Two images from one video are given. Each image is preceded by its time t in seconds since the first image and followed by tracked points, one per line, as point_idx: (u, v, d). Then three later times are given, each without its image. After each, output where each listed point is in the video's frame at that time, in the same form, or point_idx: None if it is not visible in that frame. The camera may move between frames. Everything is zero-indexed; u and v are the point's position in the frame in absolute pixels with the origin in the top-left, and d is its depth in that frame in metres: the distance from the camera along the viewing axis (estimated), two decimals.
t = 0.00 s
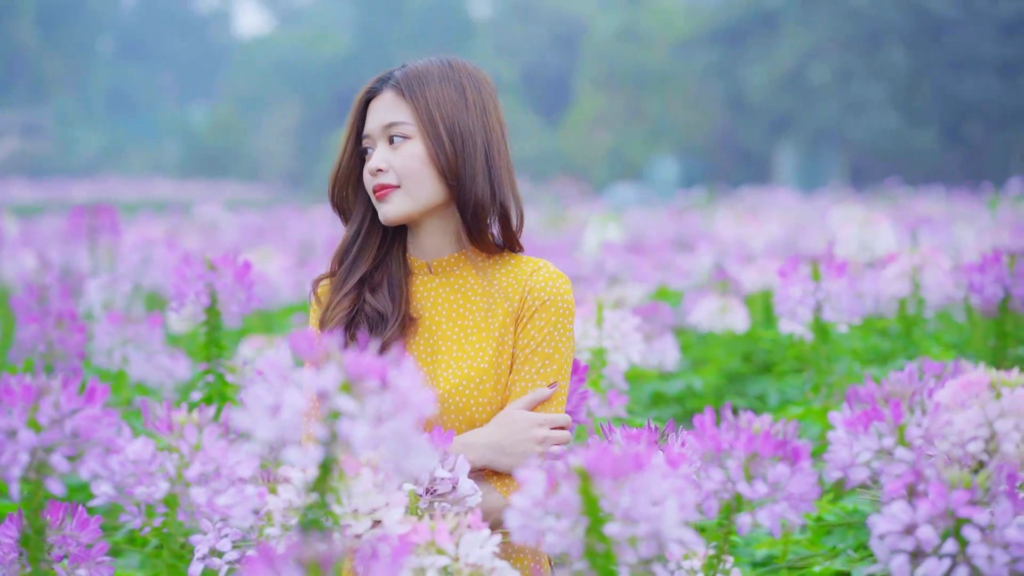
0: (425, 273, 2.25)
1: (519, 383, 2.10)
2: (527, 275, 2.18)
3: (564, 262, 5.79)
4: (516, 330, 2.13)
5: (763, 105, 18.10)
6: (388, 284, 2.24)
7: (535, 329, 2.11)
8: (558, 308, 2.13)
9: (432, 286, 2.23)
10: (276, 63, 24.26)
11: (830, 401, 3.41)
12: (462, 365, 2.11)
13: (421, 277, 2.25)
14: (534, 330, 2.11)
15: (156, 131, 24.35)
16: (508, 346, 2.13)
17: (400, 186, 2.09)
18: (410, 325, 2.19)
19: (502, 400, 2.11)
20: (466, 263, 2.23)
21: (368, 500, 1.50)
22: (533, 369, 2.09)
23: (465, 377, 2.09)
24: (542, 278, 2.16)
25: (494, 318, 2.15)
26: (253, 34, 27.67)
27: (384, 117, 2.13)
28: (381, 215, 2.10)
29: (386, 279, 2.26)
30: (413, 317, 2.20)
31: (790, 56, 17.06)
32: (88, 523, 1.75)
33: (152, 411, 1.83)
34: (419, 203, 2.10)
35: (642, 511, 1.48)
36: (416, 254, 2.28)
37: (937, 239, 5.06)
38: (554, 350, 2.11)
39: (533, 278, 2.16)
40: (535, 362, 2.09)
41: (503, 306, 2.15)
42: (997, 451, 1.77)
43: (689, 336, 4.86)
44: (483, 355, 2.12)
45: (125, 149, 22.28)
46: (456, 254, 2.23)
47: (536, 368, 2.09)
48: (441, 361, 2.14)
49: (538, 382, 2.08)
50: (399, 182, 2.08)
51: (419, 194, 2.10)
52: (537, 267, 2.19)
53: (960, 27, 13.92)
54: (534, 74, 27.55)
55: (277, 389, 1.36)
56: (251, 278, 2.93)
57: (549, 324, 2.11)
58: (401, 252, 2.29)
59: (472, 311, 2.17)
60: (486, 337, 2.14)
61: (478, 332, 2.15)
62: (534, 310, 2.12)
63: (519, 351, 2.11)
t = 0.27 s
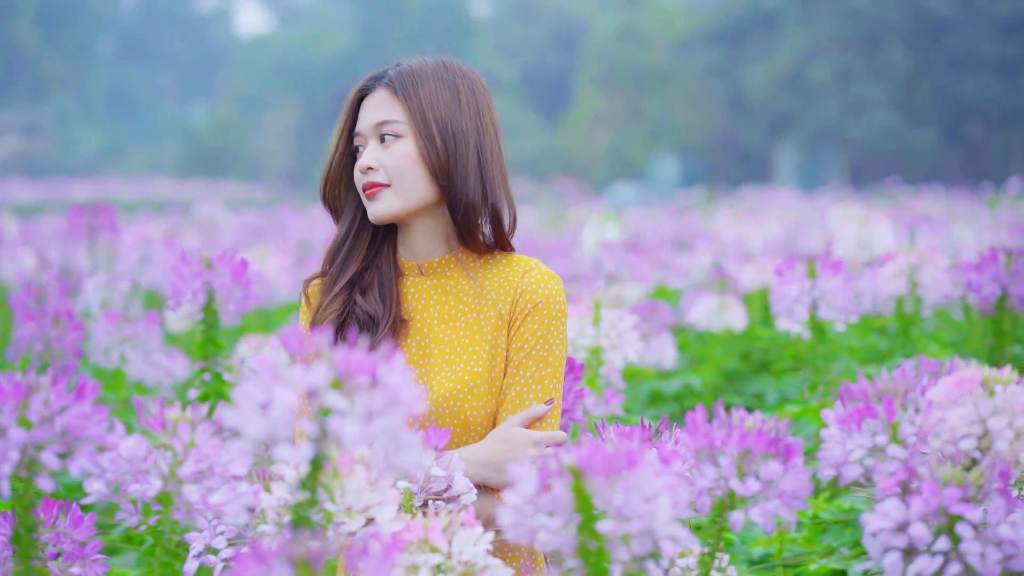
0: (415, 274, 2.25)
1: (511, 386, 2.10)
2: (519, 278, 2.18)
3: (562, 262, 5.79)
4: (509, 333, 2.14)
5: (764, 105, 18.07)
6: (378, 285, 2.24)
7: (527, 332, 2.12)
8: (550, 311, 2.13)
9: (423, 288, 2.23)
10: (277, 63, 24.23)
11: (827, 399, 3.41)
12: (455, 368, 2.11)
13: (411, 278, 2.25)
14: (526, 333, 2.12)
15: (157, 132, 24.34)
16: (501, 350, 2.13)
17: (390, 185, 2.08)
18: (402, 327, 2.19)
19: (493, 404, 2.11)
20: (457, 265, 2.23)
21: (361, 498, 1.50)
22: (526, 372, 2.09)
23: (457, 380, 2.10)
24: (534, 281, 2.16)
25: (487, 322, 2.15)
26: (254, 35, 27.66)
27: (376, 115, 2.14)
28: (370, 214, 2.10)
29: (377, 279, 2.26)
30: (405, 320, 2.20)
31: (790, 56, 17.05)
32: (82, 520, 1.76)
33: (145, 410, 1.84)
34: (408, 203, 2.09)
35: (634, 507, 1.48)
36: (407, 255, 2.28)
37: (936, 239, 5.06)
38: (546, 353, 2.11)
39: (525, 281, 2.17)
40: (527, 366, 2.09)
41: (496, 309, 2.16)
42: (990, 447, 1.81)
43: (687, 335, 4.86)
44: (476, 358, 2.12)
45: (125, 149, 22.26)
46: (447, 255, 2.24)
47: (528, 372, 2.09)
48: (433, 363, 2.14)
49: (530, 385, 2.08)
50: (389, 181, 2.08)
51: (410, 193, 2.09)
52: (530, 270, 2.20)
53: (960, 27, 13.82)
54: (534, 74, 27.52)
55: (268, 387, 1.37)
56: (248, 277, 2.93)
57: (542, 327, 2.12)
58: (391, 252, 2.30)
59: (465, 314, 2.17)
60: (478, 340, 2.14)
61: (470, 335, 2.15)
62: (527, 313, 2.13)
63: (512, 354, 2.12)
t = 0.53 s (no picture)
0: (409, 279, 2.25)
1: (507, 392, 2.10)
2: (515, 283, 2.18)
3: (562, 263, 5.80)
4: (506, 341, 2.14)
5: (765, 104, 18.07)
6: (372, 289, 2.24)
7: (523, 339, 2.12)
8: (546, 317, 2.13)
9: (417, 292, 2.23)
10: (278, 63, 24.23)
11: (826, 399, 3.41)
12: (450, 374, 2.11)
13: (405, 283, 2.26)
14: (522, 340, 2.12)
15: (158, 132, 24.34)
16: (497, 357, 2.13)
17: (383, 188, 2.09)
18: (397, 332, 2.19)
19: (489, 410, 2.11)
20: (451, 269, 2.23)
21: (358, 499, 1.50)
22: (522, 379, 2.09)
23: (453, 387, 2.10)
24: (530, 287, 2.16)
25: (483, 328, 2.15)
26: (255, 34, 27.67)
27: (370, 117, 2.14)
28: (363, 217, 2.10)
29: (372, 282, 2.26)
30: (400, 324, 2.20)
31: (791, 55, 17.05)
32: (78, 520, 1.76)
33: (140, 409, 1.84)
34: (401, 206, 2.10)
35: (630, 508, 1.47)
36: (400, 259, 2.29)
37: (936, 239, 5.06)
38: (543, 360, 2.11)
39: (520, 286, 2.17)
40: (524, 372, 2.09)
41: (491, 314, 2.16)
42: (985, 448, 1.84)
43: (687, 335, 4.87)
44: (472, 364, 2.13)
45: (127, 149, 22.27)
46: (441, 260, 2.24)
47: (525, 379, 2.09)
48: (429, 369, 2.15)
49: (526, 391, 2.09)
50: (382, 184, 2.09)
51: (403, 197, 2.10)
52: (525, 275, 2.20)
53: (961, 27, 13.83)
54: (536, 73, 27.53)
55: (262, 388, 1.36)
56: (247, 276, 2.94)
57: (537, 334, 2.12)
58: (385, 255, 2.30)
59: (460, 319, 2.17)
60: (474, 346, 2.15)
61: (464, 341, 2.15)
62: (522, 319, 2.13)
63: (509, 361, 2.12)
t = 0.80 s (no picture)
0: (407, 283, 2.25)
1: (508, 398, 2.10)
2: (514, 288, 2.18)
3: (564, 263, 5.80)
4: (505, 347, 2.14)
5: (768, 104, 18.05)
6: (369, 292, 2.25)
7: (523, 347, 2.12)
8: (547, 324, 2.14)
9: (414, 296, 2.23)
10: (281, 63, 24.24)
11: (827, 399, 3.41)
12: (449, 381, 2.12)
13: (402, 287, 2.26)
14: (523, 348, 2.12)
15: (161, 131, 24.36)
16: (497, 364, 2.14)
17: (380, 191, 2.09)
18: (394, 335, 2.19)
19: (489, 416, 2.12)
20: (448, 274, 2.23)
21: (355, 498, 1.51)
22: (523, 387, 2.10)
23: (453, 393, 2.10)
24: (530, 294, 2.16)
25: (482, 334, 2.16)
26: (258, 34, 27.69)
27: (367, 119, 2.15)
28: (359, 219, 2.10)
29: (369, 285, 2.27)
30: (397, 328, 2.21)
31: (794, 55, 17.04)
32: (76, 519, 1.77)
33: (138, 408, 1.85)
34: (398, 208, 2.10)
35: (626, 507, 1.47)
36: (397, 263, 2.29)
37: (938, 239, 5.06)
38: (544, 368, 2.11)
39: (520, 292, 2.17)
40: (525, 380, 2.10)
41: (491, 320, 2.16)
42: (982, 447, 1.89)
43: (688, 335, 4.87)
44: (471, 370, 2.13)
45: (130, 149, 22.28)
46: (439, 264, 2.24)
47: (526, 387, 2.09)
48: (428, 374, 2.15)
49: (527, 398, 2.09)
50: (378, 187, 2.09)
51: (399, 199, 2.10)
52: (526, 280, 2.20)
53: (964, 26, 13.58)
54: (539, 74, 27.52)
55: (261, 386, 1.36)
56: (247, 276, 2.95)
57: (538, 341, 2.12)
58: (383, 258, 2.30)
59: (459, 325, 2.18)
60: (473, 352, 2.15)
61: (463, 346, 2.16)
62: (522, 327, 2.13)
63: (509, 368, 2.12)
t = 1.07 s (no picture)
0: (407, 284, 2.26)
1: (513, 404, 2.11)
2: (517, 292, 2.18)
3: (566, 262, 5.81)
4: (508, 352, 2.15)
5: (773, 103, 18.04)
6: (368, 293, 2.26)
7: (527, 353, 2.12)
8: (551, 330, 2.13)
9: (415, 297, 2.24)
10: (286, 63, 24.27)
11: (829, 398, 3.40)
12: (451, 384, 2.12)
13: (403, 287, 2.26)
14: (527, 355, 2.12)
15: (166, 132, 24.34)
16: (500, 370, 2.14)
17: (378, 193, 2.10)
18: (395, 337, 2.20)
19: (491, 421, 2.12)
20: (447, 276, 2.24)
21: (353, 496, 1.52)
22: (526, 394, 2.10)
23: (454, 397, 2.10)
24: (534, 298, 2.16)
25: (485, 338, 2.16)
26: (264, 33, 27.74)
27: (366, 120, 2.15)
28: (358, 221, 2.11)
29: (368, 284, 2.27)
30: (398, 329, 2.21)
31: (799, 54, 17.02)
32: (76, 518, 1.77)
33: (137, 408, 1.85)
34: (396, 209, 2.11)
35: (624, 506, 1.48)
36: (398, 263, 2.30)
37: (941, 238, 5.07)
38: (548, 376, 2.11)
39: (524, 296, 2.17)
40: (529, 386, 2.10)
41: (493, 324, 2.16)
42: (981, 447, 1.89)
43: (691, 335, 4.88)
44: (474, 373, 2.13)
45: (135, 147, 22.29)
46: (438, 265, 2.25)
47: (529, 394, 2.10)
48: (429, 376, 2.15)
49: (530, 405, 2.09)
50: (377, 189, 2.10)
51: (398, 201, 2.11)
52: (529, 284, 2.20)
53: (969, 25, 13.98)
54: (544, 75, 27.51)
55: (258, 386, 1.36)
56: (248, 275, 2.96)
57: (542, 347, 2.12)
58: (383, 259, 2.31)
59: (460, 327, 2.18)
60: (475, 355, 2.15)
61: (464, 349, 2.16)
62: (526, 332, 2.13)
63: (513, 373, 2.12)
